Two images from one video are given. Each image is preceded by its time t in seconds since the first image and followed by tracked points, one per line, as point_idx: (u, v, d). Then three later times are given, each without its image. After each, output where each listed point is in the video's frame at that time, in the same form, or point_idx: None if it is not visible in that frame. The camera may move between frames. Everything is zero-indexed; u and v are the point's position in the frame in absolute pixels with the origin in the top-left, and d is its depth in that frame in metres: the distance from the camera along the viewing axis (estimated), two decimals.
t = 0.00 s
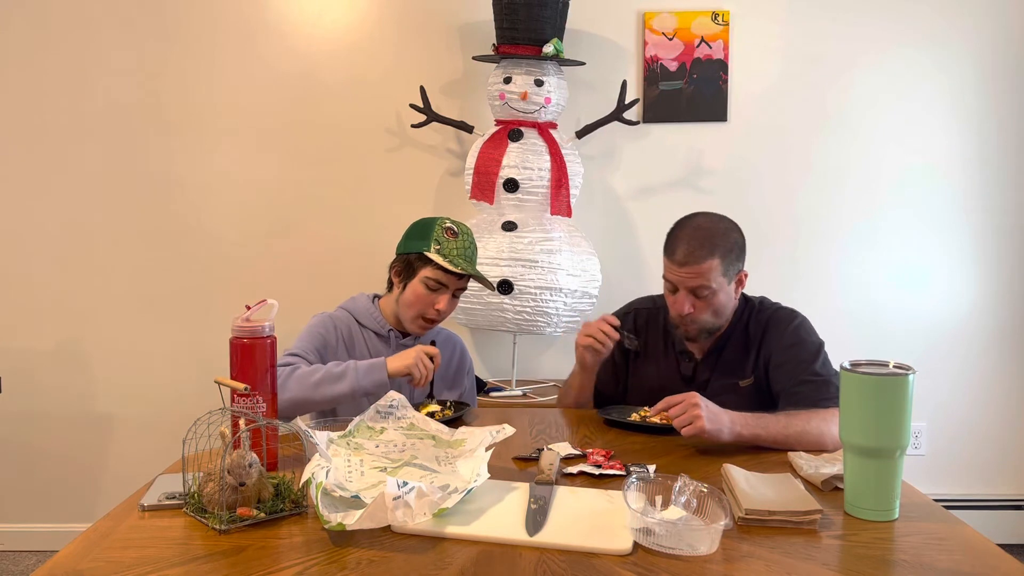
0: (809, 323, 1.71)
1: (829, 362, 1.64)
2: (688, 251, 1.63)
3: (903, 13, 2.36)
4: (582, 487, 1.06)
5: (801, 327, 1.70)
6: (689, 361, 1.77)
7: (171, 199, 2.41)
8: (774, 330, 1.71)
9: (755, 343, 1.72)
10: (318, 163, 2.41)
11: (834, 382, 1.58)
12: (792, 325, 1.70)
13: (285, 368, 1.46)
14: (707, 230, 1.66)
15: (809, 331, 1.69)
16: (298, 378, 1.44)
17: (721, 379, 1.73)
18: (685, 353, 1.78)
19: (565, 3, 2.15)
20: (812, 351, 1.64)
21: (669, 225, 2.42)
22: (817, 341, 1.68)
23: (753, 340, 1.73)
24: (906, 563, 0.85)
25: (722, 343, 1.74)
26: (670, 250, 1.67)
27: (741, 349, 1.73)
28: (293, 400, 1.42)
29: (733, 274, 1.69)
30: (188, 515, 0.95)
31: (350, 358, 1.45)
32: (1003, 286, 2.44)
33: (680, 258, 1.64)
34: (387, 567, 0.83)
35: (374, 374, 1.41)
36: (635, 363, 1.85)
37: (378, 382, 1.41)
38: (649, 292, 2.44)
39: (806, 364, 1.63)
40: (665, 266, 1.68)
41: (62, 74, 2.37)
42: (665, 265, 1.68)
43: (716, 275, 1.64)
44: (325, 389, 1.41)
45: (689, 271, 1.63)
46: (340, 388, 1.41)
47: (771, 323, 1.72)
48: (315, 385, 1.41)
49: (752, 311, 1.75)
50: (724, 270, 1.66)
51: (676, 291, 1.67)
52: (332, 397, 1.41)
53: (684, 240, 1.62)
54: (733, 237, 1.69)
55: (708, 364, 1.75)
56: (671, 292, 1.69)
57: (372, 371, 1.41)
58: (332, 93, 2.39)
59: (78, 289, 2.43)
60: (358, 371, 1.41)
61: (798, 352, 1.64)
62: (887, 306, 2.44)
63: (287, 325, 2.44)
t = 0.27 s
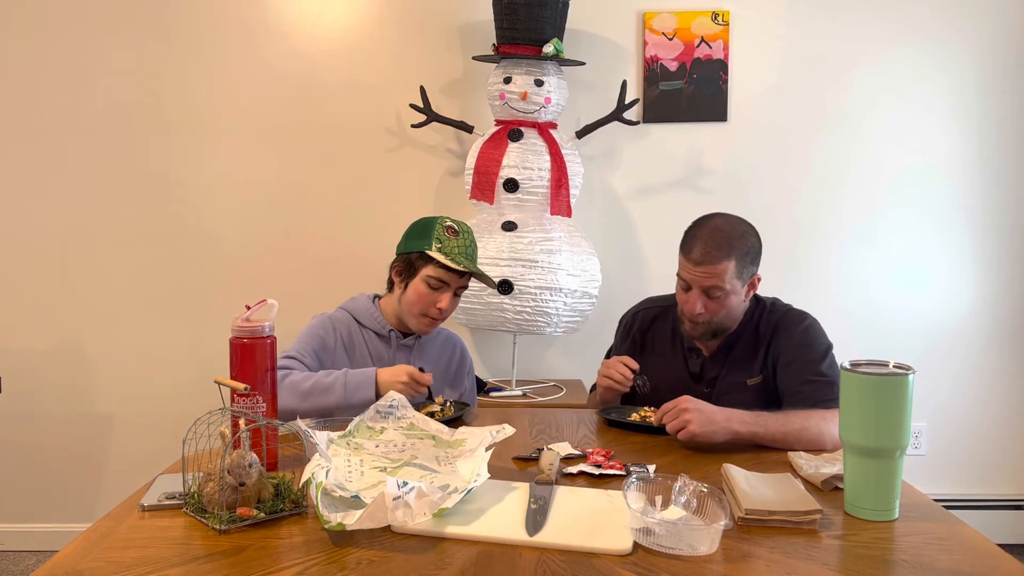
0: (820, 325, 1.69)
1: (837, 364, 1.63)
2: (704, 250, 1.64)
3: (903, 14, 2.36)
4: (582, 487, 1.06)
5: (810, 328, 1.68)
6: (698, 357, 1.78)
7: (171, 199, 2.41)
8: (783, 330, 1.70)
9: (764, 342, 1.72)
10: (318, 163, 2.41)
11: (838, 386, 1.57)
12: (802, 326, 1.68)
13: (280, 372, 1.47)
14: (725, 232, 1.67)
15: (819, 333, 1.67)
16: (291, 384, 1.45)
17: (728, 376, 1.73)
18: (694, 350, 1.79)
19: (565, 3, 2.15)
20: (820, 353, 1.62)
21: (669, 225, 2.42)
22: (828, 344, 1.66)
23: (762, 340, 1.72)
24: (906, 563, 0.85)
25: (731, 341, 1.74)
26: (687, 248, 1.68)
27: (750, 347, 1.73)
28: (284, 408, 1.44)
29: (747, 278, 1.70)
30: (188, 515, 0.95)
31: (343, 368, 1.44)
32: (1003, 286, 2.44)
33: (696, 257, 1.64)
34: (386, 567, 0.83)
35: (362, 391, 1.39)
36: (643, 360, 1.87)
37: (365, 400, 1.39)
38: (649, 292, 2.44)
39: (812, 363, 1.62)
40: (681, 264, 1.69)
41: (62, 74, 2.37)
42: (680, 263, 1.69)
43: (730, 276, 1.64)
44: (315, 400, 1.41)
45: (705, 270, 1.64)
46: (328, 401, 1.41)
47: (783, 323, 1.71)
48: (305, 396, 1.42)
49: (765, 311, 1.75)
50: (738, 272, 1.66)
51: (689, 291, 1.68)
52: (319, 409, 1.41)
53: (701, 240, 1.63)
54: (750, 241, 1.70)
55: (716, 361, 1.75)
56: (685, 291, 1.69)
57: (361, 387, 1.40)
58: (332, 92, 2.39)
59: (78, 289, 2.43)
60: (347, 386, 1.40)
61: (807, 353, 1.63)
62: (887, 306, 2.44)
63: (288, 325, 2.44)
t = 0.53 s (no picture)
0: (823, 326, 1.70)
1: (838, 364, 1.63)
2: (711, 249, 1.64)
3: (903, 14, 2.36)
4: (582, 487, 1.06)
5: (813, 329, 1.68)
6: (701, 355, 1.78)
7: (171, 199, 2.41)
8: (786, 330, 1.70)
9: (766, 342, 1.72)
10: (318, 163, 2.41)
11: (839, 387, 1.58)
12: (805, 326, 1.69)
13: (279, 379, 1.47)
14: (730, 230, 1.66)
15: (821, 334, 1.68)
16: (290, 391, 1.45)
17: (730, 375, 1.73)
18: (698, 347, 1.78)
19: (565, 3, 2.15)
20: (823, 354, 1.63)
21: (669, 225, 2.42)
22: (830, 345, 1.66)
23: (765, 340, 1.72)
24: (906, 563, 0.85)
25: (734, 339, 1.74)
26: (693, 247, 1.67)
27: (752, 346, 1.73)
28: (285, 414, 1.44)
29: (753, 274, 1.70)
30: (188, 515, 0.95)
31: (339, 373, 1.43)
32: (1003, 286, 2.44)
33: (703, 256, 1.64)
34: (386, 567, 0.83)
35: (357, 397, 1.38)
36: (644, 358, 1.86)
37: (362, 405, 1.38)
38: (649, 292, 2.44)
39: (814, 363, 1.62)
40: (687, 263, 1.68)
41: (61, 73, 2.37)
42: (686, 262, 1.68)
43: (737, 274, 1.64)
44: (314, 407, 1.41)
45: (712, 269, 1.63)
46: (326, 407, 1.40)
47: (786, 324, 1.71)
48: (303, 403, 1.41)
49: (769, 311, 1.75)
50: (745, 269, 1.66)
51: (696, 289, 1.68)
52: (318, 415, 1.41)
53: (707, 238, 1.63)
54: (755, 237, 1.70)
55: (718, 359, 1.75)
56: (691, 290, 1.69)
57: (357, 392, 1.38)
58: (332, 92, 2.39)
59: (78, 289, 2.43)
60: (343, 392, 1.39)
61: (810, 354, 1.64)
62: (887, 306, 2.44)
63: (287, 325, 2.44)
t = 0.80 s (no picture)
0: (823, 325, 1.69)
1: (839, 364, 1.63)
2: (711, 249, 1.64)
3: (902, 13, 2.36)
4: (582, 487, 1.06)
5: (814, 329, 1.68)
6: (702, 356, 1.78)
7: (171, 198, 2.41)
8: (787, 330, 1.70)
9: (767, 342, 1.72)
10: (318, 163, 2.41)
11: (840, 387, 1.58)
12: (806, 326, 1.68)
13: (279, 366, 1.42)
14: (730, 230, 1.67)
15: (822, 334, 1.67)
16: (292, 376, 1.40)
17: (731, 375, 1.73)
18: (699, 348, 1.78)
19: (565, 3, 2.16)
20: (823, 354, 1.63)
21: (669, 225, 2.42)
22: (831, 345, 1.66)
23: (765, 340, 1.72)
24: (906, 563, 0.85)
25: (735, 339, 1.73)
26: (693, 247, 1.67)
27: (753, 346, 1.73)
28: (292, 397, 1.38)
29: (753, 274, 1.70)
30: (188, 515, 0.95)
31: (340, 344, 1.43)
32: (1003, 286, 2.44)
33: (703, 256, 1.64)
34: (386, 567, 0.83)
35: (367, 355, 1.39)
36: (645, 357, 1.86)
37: (374, 360, 1.39)
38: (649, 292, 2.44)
39: (815, 363, 1.62)
40: (687, 263, 1.69)
41: (61, 73, 2.37)
42: (686, 262, 1.69)
43: (737, 274, 1.65)
44: (325, 377, 1.38)
45: (712, 269, 1.64)
46: (338, 372, 1.38)
47: (786, 324, 1.71)
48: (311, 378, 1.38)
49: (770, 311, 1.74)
50: (745, 270, 1.67)
51: (697, 289, 1.68)
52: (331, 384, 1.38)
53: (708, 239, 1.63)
54: (755, 237, 1.70)
55: (720, 360, 1.75)
56: (692, 290, 1.69)
57: (366, 350, 1.39)
58: (332, 92, 2.39)
59: (78, 288, 2.43)
60: (352, 353, 1.39)
61: (810, 354, 1.64)
62: (887, 306, 2.44)
63: (287, 325, 2.44)
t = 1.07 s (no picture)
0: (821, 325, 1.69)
1: (837, 364, 1.63)
2: (706, 248, 1.65)
3: (902, 14, 2.36)
4: (582, 487, 1.06)
5: (812, 329, 1.68)
6: (700, 356, 1.78)
7: (171, 198, 2.41)
8: (785, 330, 1.70)
9: (765, 342, 1.71)
10: (318, 163, 2.41)
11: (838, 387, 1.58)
12: (804, 326, 1.68)
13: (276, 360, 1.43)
14: (725, 229, 1.68)
15: (820, 334, 1.67)
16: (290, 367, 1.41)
17: (729, 375, 1.73)
18: (696, 348, 1.79)
19: (565, 3, 2.16)
20: (821, 354, 1.63)
21: (669, 225, 2.42)
22: (829, 345, 1.66)
23: (764, 341, 1.72)
24: (906, 562, 0.85)
25: (733, 340, 1.73)
26: (689, 247, 1.68)
27: (751, 347, 1.73)
28: (291, 387, 1.39)
29: (750, 274, 1.71)
30: (188, 515, 0.95)
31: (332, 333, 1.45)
32: (1003, 285, 2.44)
33: (699, 255, 1.65)
34: (387, 567, 0.83)
35: (362, 337, 1.40)
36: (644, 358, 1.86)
37: (368, 342, 1.41)
38: (649, 292, 2.44)
39: (813, 363, 1.62)
40: (683, 263, 1.70)
41: (62, 73, 2.37)
42: (682, 262, 1.70)
43: (733, 273, 1.66)
44: (322, 363, 1.39)
45: (708, 269, 1.65)
46: (334, 357, 1.40)
47: (784, 324, 1.71)
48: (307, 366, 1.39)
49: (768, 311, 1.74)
50: (741, 269, 1.68)
51: (693, 289, 1.69)
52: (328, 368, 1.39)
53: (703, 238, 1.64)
54: (750, 237, 1.71)
55: (718, 360, 1.75)
56: (689, 290, 1.70)
57: (359, 334, 1.41)
58: (332, 92, 2.39)
59: (78, 288, 2.43)
60: (345, 338, 1.41)
61: (808, 353, 1.63)
62: (886, 305, 2.44)
63: (287, 325, 2.44)
